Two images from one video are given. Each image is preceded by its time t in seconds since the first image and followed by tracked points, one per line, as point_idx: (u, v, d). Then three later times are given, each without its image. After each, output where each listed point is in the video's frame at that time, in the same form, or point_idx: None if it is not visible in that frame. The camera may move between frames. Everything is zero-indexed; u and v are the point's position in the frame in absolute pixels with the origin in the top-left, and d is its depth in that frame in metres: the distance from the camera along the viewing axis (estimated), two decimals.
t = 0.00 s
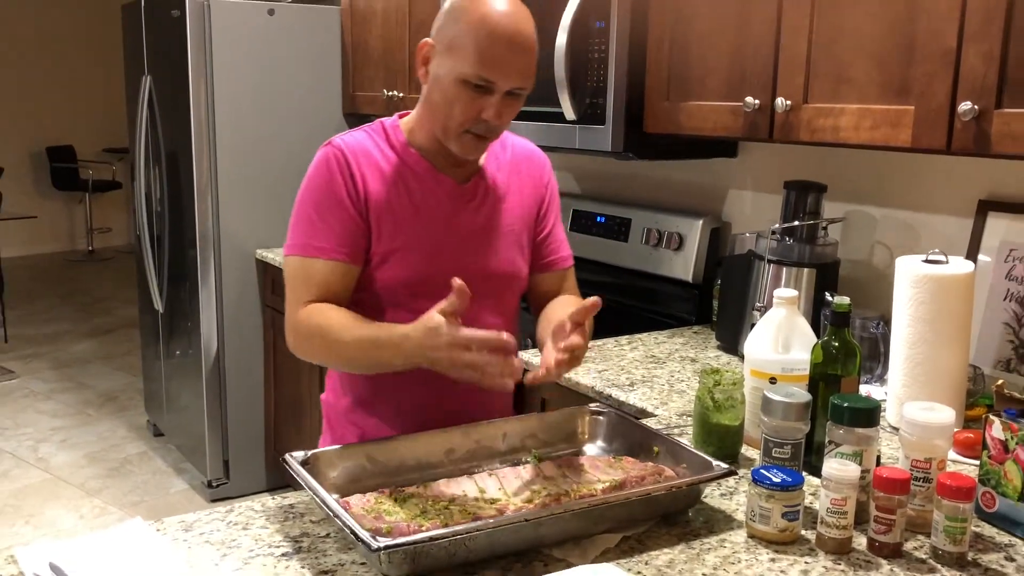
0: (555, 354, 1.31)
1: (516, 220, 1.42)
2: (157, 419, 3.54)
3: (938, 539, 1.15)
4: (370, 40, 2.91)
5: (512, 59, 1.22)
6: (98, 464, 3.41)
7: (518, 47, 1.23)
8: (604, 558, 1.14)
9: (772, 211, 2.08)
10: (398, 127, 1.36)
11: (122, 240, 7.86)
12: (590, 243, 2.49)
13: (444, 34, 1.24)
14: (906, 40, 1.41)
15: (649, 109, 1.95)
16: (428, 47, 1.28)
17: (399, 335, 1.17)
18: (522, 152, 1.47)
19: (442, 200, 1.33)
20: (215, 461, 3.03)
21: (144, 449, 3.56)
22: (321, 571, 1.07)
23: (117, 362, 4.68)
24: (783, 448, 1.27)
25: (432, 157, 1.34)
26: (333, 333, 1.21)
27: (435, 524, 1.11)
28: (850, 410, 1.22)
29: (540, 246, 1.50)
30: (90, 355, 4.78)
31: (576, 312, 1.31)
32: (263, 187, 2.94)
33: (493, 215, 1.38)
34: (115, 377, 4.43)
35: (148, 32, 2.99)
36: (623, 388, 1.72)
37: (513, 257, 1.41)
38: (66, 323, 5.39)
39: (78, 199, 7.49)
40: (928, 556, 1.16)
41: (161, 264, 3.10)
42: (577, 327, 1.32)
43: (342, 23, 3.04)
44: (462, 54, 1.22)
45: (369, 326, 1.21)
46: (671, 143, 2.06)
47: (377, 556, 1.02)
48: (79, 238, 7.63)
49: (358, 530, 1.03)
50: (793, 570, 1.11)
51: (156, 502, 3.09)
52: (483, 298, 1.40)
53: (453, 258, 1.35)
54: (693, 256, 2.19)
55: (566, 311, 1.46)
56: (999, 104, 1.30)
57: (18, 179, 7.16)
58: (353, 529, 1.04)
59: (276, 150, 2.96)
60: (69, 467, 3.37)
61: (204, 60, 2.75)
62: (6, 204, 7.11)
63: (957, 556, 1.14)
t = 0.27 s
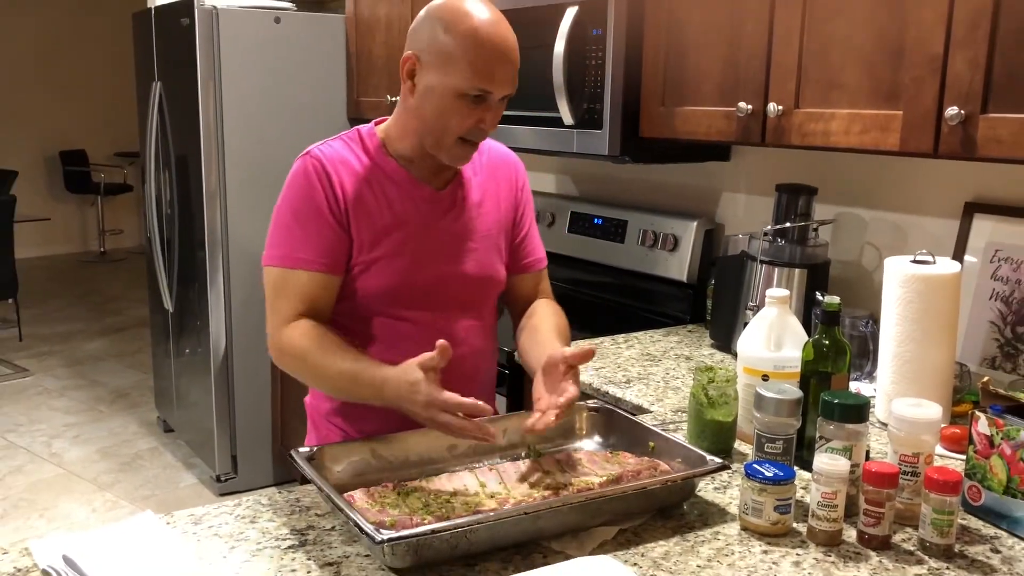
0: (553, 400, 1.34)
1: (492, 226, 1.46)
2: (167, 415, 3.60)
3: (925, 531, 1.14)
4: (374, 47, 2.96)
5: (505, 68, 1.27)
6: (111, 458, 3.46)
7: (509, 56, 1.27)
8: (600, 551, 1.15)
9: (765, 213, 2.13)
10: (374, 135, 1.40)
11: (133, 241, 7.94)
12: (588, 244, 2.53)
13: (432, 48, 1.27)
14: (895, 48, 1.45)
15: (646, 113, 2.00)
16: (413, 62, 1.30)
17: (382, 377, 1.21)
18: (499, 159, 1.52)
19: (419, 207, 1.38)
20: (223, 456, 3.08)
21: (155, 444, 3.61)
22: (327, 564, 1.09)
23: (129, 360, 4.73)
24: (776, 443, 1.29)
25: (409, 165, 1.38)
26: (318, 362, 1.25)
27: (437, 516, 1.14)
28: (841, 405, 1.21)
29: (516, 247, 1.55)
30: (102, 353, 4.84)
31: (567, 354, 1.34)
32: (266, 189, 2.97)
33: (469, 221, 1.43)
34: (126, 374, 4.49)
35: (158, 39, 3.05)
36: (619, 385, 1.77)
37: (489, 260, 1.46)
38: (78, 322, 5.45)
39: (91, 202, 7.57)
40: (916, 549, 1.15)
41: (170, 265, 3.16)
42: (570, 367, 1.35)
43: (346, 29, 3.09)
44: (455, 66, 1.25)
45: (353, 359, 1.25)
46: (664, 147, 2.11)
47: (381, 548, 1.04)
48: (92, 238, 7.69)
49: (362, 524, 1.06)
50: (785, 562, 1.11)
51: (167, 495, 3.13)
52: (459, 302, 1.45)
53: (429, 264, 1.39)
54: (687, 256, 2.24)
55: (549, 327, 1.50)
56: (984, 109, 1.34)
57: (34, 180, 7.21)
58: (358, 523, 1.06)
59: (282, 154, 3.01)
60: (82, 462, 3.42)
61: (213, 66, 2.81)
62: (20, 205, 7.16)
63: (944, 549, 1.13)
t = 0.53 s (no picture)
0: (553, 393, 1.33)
1: (503, 226, 1.46)
2: (165, 415, 3.59)
3: (923, 531, 1.14)
4: (372, 46, 2.96)
5: (529, 66, 1.28)
6: (109, 458, 3.46)
7: (533, 55, 1.28)
8: (598, 550, 1.15)
9: (763, 213, 2.13)
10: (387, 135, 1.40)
11: (131, 241, 7.93)
12: (587, 243, 2.53)
13: (460, 50, 1.26)
14: (892, 47, 1.46)
15: (644, 112, 2.00)
16: (438, 65, 1.29)
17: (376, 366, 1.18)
18: (511, 159, 1.52)
19: (430, 208, 1.37)
20: (222, 456, 3.08)
21: (153, 444, 3.61)
22: (326, 564, 1.09)
23: (128, 360, 4.73)
24: (773, 443, 1.29)
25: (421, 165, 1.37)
26: (314, 354, 1.24)
27: (436, 517, 1.14)
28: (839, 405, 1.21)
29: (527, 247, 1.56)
30: (101, 353, 4.83)
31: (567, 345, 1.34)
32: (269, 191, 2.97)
33: (481, 221, 1.43)
34: (125, 374, 4.48)
35: (156, 38, 3.05)
36: (618, 384, 1.77)
37: (500, 260, 1.46)
38: (76, 322, 5.45)
39: (89, 202, 7.56)
40: (915, 548, 1.15)
41: (169, 265, 3.16)
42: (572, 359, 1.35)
43: (344, 29, 3.09)
44: (482, 67, 1.25)
45: (350, 350, 1.23)
46: (664, 144, 2.11)
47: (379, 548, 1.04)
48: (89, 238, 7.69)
49: (361, 524, 1.06)
50: (783, 561, 1.11)
51: (165, 496, 3.13)
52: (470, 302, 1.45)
53: (440, 264, 1.39)
54: (685, 255, 2.24)
55: (558, 326, 1.49)
56: (982, 108, 1.34)
57: (32, 180, 7.21)
58: (356, 523, 1.06)
59: (279, 154, 3.01)
60: (80, 462, 3.42)
61: (210, 66, 2.81)
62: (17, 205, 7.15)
63: (942, 548, 1.13)
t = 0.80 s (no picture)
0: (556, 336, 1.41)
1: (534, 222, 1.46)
2: (163, 415, 3.59)
3: (920, 529, 1.14)
4: (369, 45, 2.96)
5: (561, 65, 1.28)
6: (107, 458, 3.45)
7: (564, 56, 1.28)
8: (597, 549, 1.15)
9: (761, 212, 2.13)
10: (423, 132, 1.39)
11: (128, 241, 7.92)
12: (584, 242, 2.53)
13: (493, 49, 1.27)
14: (889, 47, 1.46)
15: (642, 111, 2.00)
16: (471, 63, 1.29)
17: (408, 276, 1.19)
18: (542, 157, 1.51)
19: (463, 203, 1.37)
20: (220, 455, 3.07)
21: (151, 444, 3.60)
22: (324, 563, 1.09)
23: (125, 360, 4.73)
24: (771, 441, 1.29)
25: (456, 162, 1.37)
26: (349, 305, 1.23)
27: (433, 516, 1.14)
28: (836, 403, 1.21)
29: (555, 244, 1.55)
30: (98, 353, 4.83)
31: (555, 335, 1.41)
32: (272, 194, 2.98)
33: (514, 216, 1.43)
34: (122, 374, 4.48)
35: (153, 38, 3.05)
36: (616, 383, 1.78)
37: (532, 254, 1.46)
38: (73, 322, 5.45)
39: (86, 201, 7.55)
40: (912, 546, 1.15)
41: (166, 265, 3.15)
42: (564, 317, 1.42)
43: (342, 28, 3.08)
44: (513, 65, 1.25)
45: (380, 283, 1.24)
46: (661, 141, 2.11)
47: (377, 548, 1.04)
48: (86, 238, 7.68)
49: (359, 523, 1.06)
50: (781, 560, 1.12)
51: (162, 496, 3.13)
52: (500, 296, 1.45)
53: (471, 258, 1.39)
54: (683, 254, 2.24)
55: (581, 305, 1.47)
56: (979, 107, 1.34)
57: (29, 179, 7.20)
58: (354, 523, 1.06)
59: (276, 153, 3.01)
60: (78, 462, 3.42)
61: (208, 65, 2.80)
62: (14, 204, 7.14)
63: (939, 546, 1.13)
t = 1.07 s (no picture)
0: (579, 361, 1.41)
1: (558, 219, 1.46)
2: (161, 414, 3.59)
3: (918, 528, 1.14)
4: (367, 44, 2.95)
5: (572, 67, 1.26)
6: (104, 457, 3.45)
7: (577, 59, 1.27)
8: (595, 548, 1.15)
9: (759, 211, 2.13)
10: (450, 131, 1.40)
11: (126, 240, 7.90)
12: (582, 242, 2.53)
13: (505, 47, 1.27)
14: (887, 45, 1.46)
15: (639, 110, 2.00)
16: (488, 61, 1.31)
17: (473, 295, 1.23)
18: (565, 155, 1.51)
19: (490, 198, 1.38)
20: (218, 455, 3.07)
21: (149, 443, 3.60)
22: (322, 562, 1.09)
23: (123, 360, 4.72)
24: (769, 440, 1.29)
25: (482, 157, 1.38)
26: (399, 305, 1.23)
27: (432, 515, 1.14)
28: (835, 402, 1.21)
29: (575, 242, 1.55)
30: (96, 352, 4.82)
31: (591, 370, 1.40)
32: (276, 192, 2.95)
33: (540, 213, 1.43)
34: (119, 374, 4.48)
35: (151, 37, 3.04)
36: (614, 382, 1.78)
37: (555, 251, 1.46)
38: (70, 321, 5.44)
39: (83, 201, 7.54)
40: (910, 545, 1.15)
41: (164, 264, 3.15)
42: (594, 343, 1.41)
43: (340, 27, 3.08)
44: (522, 65, 1.26)
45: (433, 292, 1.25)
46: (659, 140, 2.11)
47: (375, 547, 1.04)
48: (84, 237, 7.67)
49: (357, 523, 1.05)
50: (780, 559, 1.11)
51: (159, 495, 3.12)
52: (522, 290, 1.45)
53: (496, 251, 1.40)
54: (681, 253, 2.24)
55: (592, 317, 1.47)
56: (977, 105, 1.34)
57: (26, 178, 7.19)
58: (352, 522, 1.06)
59: (274, 152, 3.00)
60: (75, 461, 3.41)
61: (206, 63, 2.80)
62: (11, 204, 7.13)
63: (938, 544, 1.13)
